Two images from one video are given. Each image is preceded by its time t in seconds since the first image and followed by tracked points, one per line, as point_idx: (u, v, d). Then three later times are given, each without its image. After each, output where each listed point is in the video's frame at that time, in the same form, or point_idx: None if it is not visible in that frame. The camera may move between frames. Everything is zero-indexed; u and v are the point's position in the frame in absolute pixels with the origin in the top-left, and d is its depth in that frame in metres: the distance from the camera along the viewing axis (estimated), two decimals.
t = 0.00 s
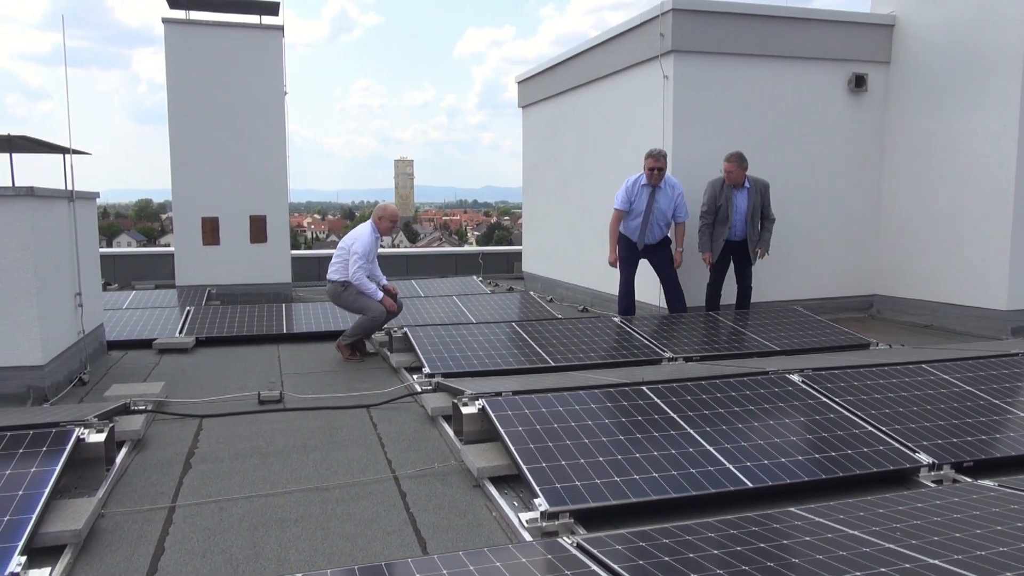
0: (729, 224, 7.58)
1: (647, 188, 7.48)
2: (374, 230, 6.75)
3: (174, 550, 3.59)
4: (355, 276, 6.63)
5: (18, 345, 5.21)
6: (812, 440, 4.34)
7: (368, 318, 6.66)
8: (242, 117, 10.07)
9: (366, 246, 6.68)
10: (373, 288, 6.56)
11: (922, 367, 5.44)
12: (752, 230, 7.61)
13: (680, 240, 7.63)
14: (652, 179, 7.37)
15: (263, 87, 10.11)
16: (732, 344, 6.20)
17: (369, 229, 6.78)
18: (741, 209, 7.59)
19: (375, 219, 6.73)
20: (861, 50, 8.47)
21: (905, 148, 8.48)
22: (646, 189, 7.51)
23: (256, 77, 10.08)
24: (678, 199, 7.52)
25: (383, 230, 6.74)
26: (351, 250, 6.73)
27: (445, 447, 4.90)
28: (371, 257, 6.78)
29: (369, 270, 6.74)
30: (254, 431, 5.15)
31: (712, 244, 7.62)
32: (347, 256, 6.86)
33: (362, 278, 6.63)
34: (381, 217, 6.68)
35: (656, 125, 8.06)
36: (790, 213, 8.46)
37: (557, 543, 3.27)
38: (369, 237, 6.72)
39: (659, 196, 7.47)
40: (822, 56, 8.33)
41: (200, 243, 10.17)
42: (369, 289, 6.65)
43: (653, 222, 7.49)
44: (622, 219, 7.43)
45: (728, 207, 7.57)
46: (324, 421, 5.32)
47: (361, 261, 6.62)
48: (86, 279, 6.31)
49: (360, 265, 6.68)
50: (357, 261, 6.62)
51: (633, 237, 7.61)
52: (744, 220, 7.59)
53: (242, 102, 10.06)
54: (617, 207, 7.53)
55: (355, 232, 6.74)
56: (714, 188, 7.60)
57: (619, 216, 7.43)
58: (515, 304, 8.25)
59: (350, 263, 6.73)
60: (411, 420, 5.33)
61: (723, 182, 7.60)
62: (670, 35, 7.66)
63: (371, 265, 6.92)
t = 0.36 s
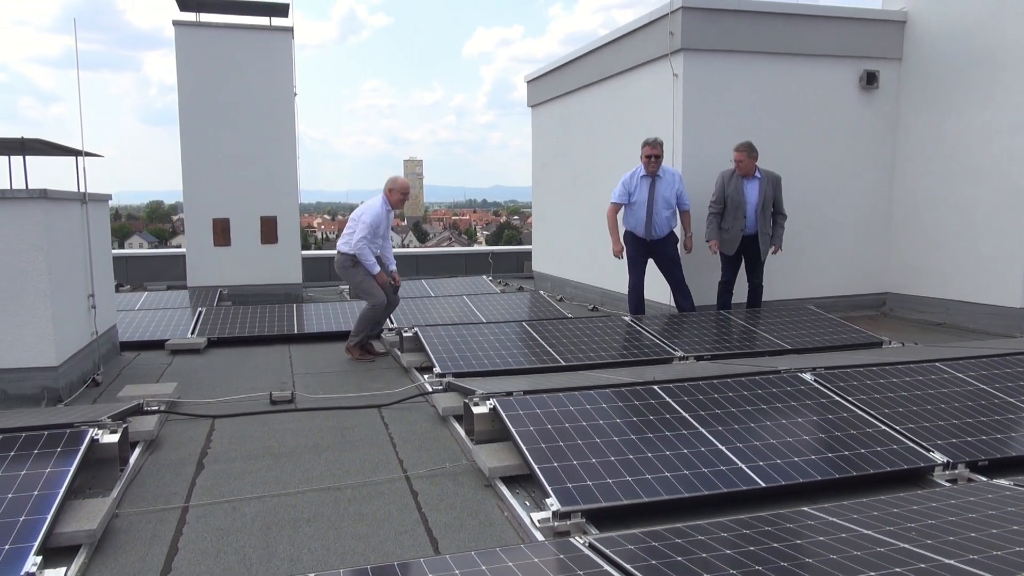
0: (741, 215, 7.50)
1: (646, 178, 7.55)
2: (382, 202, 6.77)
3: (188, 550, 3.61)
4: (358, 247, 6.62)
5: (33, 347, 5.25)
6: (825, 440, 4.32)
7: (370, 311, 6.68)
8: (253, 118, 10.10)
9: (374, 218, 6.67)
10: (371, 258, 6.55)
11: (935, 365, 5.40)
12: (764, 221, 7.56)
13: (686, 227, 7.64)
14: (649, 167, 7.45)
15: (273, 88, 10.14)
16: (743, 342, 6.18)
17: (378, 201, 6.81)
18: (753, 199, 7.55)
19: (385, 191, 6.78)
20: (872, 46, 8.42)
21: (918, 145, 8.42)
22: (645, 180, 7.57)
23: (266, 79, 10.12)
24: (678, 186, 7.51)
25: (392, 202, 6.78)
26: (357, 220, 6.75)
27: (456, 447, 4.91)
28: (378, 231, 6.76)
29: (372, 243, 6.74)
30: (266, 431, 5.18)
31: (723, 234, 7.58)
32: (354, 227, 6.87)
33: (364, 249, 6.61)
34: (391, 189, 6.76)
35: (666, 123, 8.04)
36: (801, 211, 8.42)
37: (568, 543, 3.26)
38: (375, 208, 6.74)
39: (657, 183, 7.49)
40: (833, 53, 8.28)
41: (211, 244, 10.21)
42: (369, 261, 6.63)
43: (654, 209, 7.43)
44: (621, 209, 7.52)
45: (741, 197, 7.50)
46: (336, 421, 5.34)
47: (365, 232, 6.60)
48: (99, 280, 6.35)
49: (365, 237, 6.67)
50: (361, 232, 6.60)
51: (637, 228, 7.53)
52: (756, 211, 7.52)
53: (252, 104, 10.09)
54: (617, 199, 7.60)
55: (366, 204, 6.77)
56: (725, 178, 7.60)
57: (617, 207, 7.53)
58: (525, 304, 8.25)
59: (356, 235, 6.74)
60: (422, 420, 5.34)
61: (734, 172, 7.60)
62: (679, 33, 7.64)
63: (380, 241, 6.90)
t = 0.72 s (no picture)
0: (745, 211, 7.49)
1: (653, 173, 7.54)
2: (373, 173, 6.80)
3: (195, 551, 3.62)
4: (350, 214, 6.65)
5: (41, 347, 5.27)
6: (832, 440, 4.30)
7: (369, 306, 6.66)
8: (259, 118, 10.12)
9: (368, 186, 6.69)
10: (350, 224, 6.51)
11: (944, 365, 5.38)
12: (770, 216, 7.50)
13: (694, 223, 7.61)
14: (655, 162, 7.44)
15: (279, 88, 10.15)
16: (750, 342, 6.16)
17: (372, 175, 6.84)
18: (757, 195, 7.53)
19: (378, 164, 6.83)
20: (880, 44, 8.38)
21: (925, 143, 8.38)
22: (652, 175, 7.56)
23: (272, 79, 10.13)
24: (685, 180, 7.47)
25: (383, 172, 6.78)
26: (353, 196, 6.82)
27: (463, 447, 4.91)
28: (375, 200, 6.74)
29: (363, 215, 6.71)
30: (273, 431, 5.19)
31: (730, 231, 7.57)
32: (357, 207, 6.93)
33: (354, 216, 6.62)
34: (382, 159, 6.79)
35: (672, 122, 8.02)
36: (807, 210, 8.39)
37: (575, 544, 3.26)
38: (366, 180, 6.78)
39: (664, 178, 7.47)
40: (840, 51, 8.25)
41: (217, 244, 10.24)
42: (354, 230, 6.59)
43: (660, 204, 7.40)
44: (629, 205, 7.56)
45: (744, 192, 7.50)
46: (343, 421, 5.35)
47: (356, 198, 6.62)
48: (106, 281, 6.37)
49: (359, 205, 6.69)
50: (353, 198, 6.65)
51: (642, 223, 7.54)
52: (760, 206, 7.49)
53: (259, 104, 10.11)
54: (624, 195, 7.64)
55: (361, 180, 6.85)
56: (728, 175, 7.62)
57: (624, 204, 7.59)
58: (531, 303, 8.25)
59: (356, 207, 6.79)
60: (428, 420, 5.35)
61: (738, 169, 7.61)
62: (685, 32, 7.61)
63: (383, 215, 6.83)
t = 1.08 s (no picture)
0: (748, 212, 7.47)
1: (663, 171, 7.51)
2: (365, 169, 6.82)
3: (199, 551, 3.63)
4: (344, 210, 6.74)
5: (46, 347, 5.28)
6: (836, 441, 4.30)
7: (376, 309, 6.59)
8: (263, 118, 10.12)
9: (360, 182, 6.73)
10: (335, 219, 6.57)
11: (949, 366, 5.36)
12: (773, 216, 7.49)
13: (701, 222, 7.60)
14: (665, 160, 7.42)
15: (283, 87, 10.16)
16: (754, 343, 6.16)
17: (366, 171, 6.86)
18: (758, 195, 7.51)
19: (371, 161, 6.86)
20: (884, 44, 8.35)
21: (930, 143, 8.36)
22: (662, 173, 7.53)
23: (276, 79, 10.13)
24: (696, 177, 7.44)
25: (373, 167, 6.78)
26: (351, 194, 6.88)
27: (466, 447, 4.91)
28: (371, 195, 6.73)
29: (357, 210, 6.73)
30: (277, 431, 5.19)
31: (732, 232, 7.56)
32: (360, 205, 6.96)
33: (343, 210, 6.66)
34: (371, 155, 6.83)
35: (676, 122, 8.01)
36: (811, 210, 8.37)
37: (579, 545, 3.26)
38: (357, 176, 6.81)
39: (675, 176, 7.44)
40: (844, 52, 8.23)
41: (221, 243, 10.24)
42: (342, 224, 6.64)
43: (670, 201, 7.37)
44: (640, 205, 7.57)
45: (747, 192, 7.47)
46: (347, 421, 5.35)
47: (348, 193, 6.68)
48: (110, 281, 6.38)
49: (353, 202, 6.75)
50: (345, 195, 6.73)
51: (654, 222, 7.51)
52: (762, 206, 7.48)
53: (262, 104, 10.11)
54: (635, 194, 7.63)
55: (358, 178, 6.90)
56: (729, 176, 7.59)
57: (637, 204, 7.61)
58: (534, 303, 8.25)
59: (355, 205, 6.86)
60: (432, 421, 5.35)
61: (738, 169, 7.59)
62: (690, 32, 7.60)
63: (384, 211, 6.78)
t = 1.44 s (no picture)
0: (757, 214, 7.44)
1: (676, 171, 7.50)
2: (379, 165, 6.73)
3: (209, 549, 3.64)
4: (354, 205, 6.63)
5: (56, 346, 5.30)
6: (846, 444, 4.28)
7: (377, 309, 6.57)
8: (272, 118, 10.15)
9: (373, 178, 6.65)
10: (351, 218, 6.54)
11: (960, 369, 5.34)
12: (781, 219, 7.49)
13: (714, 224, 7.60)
14: (679, 160, 7.40)
15: (291, 88, 10.18)
16: (762, 345, 6.14)
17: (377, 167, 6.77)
18: (767, 197, 7.50)
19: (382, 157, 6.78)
20: (895, 45, 8.32)
21: (941, 145, 8.33)
22: (676, 173, 7.52)
23: (285, 79, 10.15)
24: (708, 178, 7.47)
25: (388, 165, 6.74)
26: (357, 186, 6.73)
27: (475, 448, 4.92)
28: (383, 193, 6.68)
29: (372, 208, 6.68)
30: (286, 430, 5.21)
31: (741, 234, 7.55)
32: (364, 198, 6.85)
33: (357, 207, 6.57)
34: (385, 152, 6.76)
35: (686, 124, 8.00)
36: (820, 212, 8.34)
37: (589, 546, 3.25)
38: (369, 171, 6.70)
39: (688, 175, 7.43)
40: (854, 53, 8.20)
41: (230, 243, 10.27)
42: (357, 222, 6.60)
43: (684, 200, 7.35)
44: (651, 202, 7.52)
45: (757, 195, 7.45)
46: (356, 421, 5.36)
47: (360, 188, 6.57)
48: (120, 280, 6.40)
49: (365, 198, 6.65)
50: (355, 188, 6.60)
51: (666, 221, 7.46)
52: (771, 209, 7.47)
53: (271, 104, 10.14)
54: (647, 193, 7.57)
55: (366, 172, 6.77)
56: (737, 179, 7.56)
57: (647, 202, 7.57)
58: (542, 304, 8.24)
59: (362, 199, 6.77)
60: (440, 421, 5.35)
61: (747, 171, 7.55)
62: (699, 33, 7.58)
63: (394, 210, 6.77)
